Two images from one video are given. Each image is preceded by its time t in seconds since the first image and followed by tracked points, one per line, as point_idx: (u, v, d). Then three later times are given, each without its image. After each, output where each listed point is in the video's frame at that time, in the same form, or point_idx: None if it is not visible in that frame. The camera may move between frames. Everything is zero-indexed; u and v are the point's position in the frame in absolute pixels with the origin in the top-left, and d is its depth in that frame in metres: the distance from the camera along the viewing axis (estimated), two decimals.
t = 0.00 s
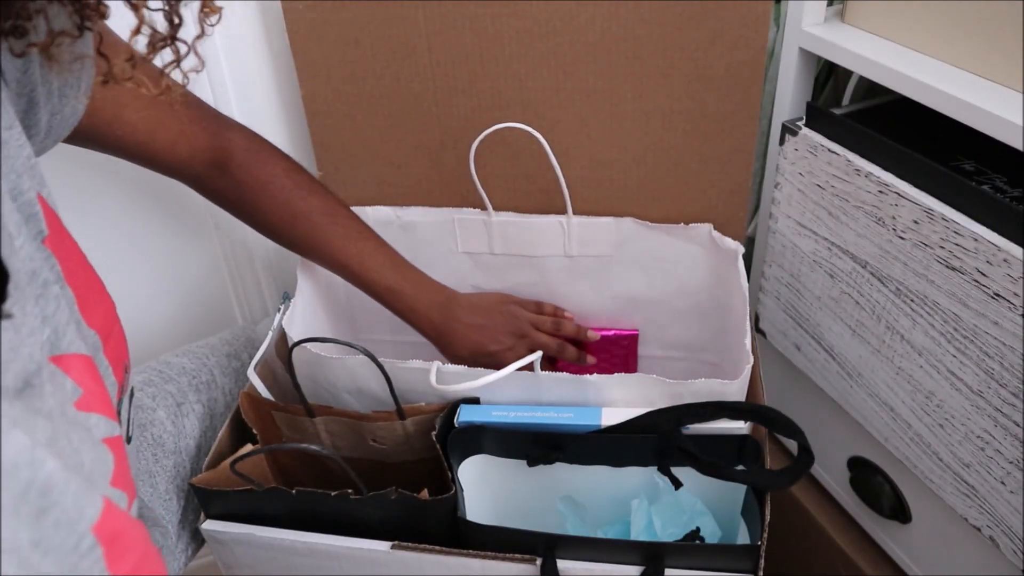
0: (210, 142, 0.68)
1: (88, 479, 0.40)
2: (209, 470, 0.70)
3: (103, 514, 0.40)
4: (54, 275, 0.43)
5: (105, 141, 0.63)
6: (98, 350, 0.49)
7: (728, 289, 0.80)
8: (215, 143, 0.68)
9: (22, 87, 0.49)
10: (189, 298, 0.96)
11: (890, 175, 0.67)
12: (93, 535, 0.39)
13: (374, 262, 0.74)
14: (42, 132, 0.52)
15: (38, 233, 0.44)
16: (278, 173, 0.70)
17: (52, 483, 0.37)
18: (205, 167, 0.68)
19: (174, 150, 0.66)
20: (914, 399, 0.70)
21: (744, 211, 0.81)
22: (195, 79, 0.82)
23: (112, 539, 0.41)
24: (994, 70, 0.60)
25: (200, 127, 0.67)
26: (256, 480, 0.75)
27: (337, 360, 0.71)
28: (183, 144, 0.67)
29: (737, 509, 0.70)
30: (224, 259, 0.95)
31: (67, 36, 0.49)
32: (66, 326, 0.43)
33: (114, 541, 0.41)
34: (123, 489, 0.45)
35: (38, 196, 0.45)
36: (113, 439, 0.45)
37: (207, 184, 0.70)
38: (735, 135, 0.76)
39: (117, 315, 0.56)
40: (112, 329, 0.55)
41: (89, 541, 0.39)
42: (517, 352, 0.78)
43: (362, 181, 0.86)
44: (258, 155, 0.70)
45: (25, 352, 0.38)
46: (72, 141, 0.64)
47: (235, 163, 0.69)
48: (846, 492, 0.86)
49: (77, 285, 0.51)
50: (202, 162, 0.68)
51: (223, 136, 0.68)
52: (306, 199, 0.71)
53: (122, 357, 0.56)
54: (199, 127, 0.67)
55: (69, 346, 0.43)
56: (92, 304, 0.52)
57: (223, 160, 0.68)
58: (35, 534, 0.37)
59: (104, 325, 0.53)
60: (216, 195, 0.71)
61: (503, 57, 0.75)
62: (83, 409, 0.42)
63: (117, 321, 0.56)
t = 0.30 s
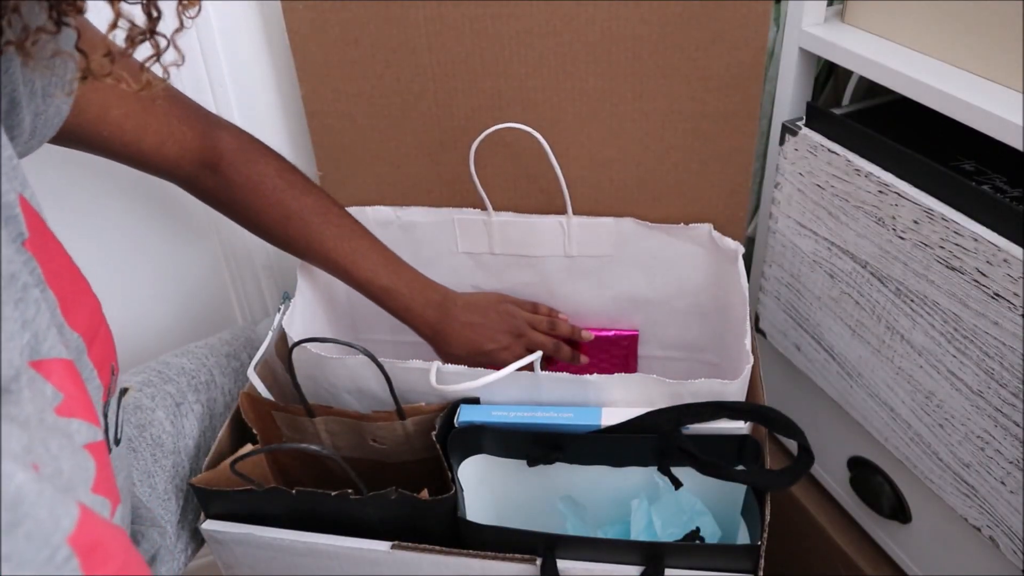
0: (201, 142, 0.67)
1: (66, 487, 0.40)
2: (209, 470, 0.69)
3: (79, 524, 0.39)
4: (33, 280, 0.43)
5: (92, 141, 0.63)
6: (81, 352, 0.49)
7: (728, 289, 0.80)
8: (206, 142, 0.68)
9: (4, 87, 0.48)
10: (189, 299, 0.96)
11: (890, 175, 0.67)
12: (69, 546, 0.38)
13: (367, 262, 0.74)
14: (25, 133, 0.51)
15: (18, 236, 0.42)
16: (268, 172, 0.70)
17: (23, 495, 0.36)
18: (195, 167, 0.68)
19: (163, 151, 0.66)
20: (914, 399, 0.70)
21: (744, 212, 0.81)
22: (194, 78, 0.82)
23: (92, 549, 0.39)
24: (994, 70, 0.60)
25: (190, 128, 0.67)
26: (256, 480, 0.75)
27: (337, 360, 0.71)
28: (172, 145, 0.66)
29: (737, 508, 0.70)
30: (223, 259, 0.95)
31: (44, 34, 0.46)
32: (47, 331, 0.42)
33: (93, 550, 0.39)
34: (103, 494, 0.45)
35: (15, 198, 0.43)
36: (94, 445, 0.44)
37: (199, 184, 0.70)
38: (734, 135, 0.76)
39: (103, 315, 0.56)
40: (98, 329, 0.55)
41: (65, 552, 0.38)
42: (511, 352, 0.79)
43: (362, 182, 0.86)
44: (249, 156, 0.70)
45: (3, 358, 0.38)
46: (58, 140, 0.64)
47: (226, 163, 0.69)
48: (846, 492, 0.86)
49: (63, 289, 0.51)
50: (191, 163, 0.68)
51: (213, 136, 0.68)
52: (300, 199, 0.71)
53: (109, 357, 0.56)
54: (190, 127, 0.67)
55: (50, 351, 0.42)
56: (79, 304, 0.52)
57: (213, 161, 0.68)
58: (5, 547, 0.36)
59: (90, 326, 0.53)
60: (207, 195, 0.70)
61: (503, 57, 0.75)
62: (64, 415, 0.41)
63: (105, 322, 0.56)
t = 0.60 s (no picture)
0: (196, 144, 0.68)
1: (66, 489, 0.40)
2: (209, 470, 0.69)
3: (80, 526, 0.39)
4: (29, 282, 0.43)
5: (88, 144, 0.64)
6: (75, 355, 0.49)
7: (728, 289, 0.80)
8: (201, 144, 0.68)
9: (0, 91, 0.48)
10: (189, 299, 0.96)
11: (890, 176, 0.67)
12: (70, 548, 0.38)
13: (363, 262, 0.74)
14: (21, 134, 0.51)
15: (15, 237, 0.42)
16: (262, 173, 0.70)
17: (25, 498, 0.36)
18: (189, 167, 0.68)
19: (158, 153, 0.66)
20: (915, 399, 0.70)
21: (744, 212, 0.81)
22: (194, 78, 0.82)
23: (95, 549, 0.39)
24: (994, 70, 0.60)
25: (185, 130, 0.67)
26: (256, 480, 0.75)
27: (337, 360, 0.71)
28: (167, 146, 0.67)
29: (736, 509, 0.70)
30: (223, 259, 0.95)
31: (39, 35, 0.46)
32: (44, 333, 0.43)
33: (93, 552, 0.39)
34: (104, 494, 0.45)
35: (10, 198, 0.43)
36: (93, 445, 0.44)
37: (194, 185, 0.70)
38: (734, 135, 0.76)
39: (98, 317, 0.56)
40: (94, 330, 0.55)
41: (66, 554, 0.37)
42: (507, 356, 0.78)
43: (361, 182, 0.86)
44: (246, 158, 0.70)
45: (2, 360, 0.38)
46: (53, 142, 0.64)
47: (222, 165, 0.69)
48: (846, 492, 0.86)
49: (59, 291, 0.51)
50: (186, 162, 0.68)
51: (209, 136, 0.68)
52: (295, 201, 0.71)
53: (105, 360, 0.57)
54: (186, 129, 0.67)
55: (47, 353, 0.42)
56: (74, 307, 0.53)
57: (209, 163, 0.68)
58: (7, 549, 0.36)
59: (86, 328, 0.53)
60: (204, 196, 0.71)
61: (503, 56, 0.75)
62: (63, 416, 0.41)
63: (99, 324, 0.56)
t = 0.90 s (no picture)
0: (190, 146, 0.67)
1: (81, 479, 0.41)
2: (210, 470, 0.69)
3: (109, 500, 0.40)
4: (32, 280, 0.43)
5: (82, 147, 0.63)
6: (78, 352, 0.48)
7: (728, 289, 0.80)
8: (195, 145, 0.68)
9: None
10: (190, 299, 0.96)
11: (890, 176, 0.67)
12: (101, 518, 0.40)
13: (356, 265, 0.74)
14: (15, 137, 0.50)
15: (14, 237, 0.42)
16: (253, 176, 0.70)
17: (64, 464, 0.38)
18: (181, 169, 0.68)
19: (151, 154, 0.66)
20: (914, 399, 0.70)
21: (744, 211, 0.81)
22: (193, 78, 0.82)
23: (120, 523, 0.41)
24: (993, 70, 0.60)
25: (176, 131, 0.67)
26: (256, 480, 0.75)
27: (337, 360, 0.71)
28: (164, 148, 0.66)
29: (736, 508, 0.70)
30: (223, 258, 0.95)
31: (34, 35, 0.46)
32: (48, 329, 0.42)
33: (121, 527, 0.41)
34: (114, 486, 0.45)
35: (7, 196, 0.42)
36: (103, 437, 0.44)
37: (185, 187, 0.69)
38: (734, 135, 0.76)
39: (97, 316, 0.56)
40: (93, 330, 0.55)
41: (96, 524, 0.39)
42: (500, 361, 0.78)
43: (361, 181, 0.86)
44: (238, 161, 0.70)
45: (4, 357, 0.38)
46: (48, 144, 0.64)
47: (215, 168, 0.68)
48: (846, 492, 0.86)
49: (58, 290, 0.51)
50: (177, 164, 0.67)
51: (199, 139, 0.68)
52: (286, 205, 0.71)
53: (105, 358, 0.57)
54: (178, 131, 0.67)
55: (51, 348, 0.42)
56: (72, 306, 0.53)
57: (202, 165, 0.68)
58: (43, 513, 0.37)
59: (83, 327, 0.53)
60: (195, 199, 0.70)
61: (502, 56, 0.75)
62: (72, 410, 0.41)
63: (99, 323, 0.57)
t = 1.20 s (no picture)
0: (184, 140, 0.66)
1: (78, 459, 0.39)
2: (210, 470, 0.69)
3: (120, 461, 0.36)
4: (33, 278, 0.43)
5: (76, 142, 0.63)
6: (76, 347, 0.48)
7: (728, 289, 0.80)
8: (187, 137, 0.67)
9: None
10: (190, 299, 0.96)
11: (890, 176, 0.67)
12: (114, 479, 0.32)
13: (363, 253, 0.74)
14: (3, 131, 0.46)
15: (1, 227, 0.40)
16: (248, 163, 0.69)
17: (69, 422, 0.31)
18: (176, 162, 0.67)
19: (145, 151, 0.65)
20: (914, 399, 0.70)
21: (744, 211, 0.81)
22: (193, 78, 0.82)
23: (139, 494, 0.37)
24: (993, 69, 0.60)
25: (166, 121, 0.66)
26: (256, 480, 0.75)
27: (337, 360, 0.71)
28: (159, 143, 0.66)
29: (737, 508, 0.70)
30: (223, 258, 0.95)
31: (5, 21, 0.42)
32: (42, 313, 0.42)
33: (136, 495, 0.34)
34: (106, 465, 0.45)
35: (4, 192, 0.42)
36: (102, 417, 0.44)
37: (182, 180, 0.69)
38: (734, 135, 0.76)
39: (88, 313, 0.58)
40: (83, 326, 0.57)
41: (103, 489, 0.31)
42: (500, 344, 0.80)
43: (361, 181, 0.86)
44: (230, 149, 0.69)
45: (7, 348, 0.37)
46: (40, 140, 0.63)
47: (208, 158, 0.68)
48: (846, 492, 0.86)
49: (45, 285, 0.52)
50: (172, 157, 0.66)
51: (191, 130, 0.67)
52: (285, 188, 0.71)
53: (96, 353, 0.59)
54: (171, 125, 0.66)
55: (47, 331, 0.42)
56: (59, 304, 0.54)
57: (197, 155, 0.67)
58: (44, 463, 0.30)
59: (73, 320, 0.55)
60: (191, 188, 0.69)
61: (502, 55, 0.75)
62: (69, 391, 0.40)
63: (90, 321, 0.59)
